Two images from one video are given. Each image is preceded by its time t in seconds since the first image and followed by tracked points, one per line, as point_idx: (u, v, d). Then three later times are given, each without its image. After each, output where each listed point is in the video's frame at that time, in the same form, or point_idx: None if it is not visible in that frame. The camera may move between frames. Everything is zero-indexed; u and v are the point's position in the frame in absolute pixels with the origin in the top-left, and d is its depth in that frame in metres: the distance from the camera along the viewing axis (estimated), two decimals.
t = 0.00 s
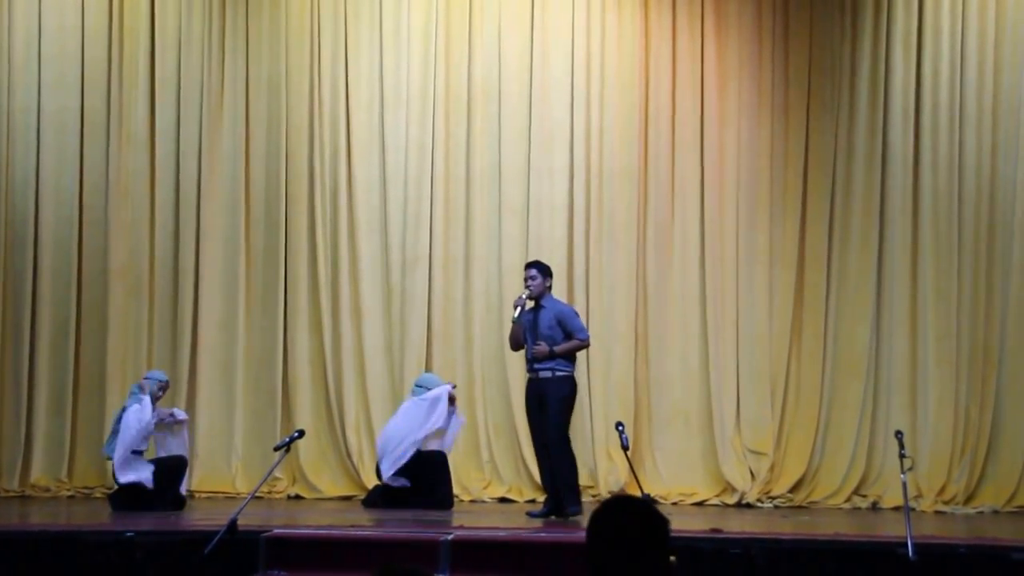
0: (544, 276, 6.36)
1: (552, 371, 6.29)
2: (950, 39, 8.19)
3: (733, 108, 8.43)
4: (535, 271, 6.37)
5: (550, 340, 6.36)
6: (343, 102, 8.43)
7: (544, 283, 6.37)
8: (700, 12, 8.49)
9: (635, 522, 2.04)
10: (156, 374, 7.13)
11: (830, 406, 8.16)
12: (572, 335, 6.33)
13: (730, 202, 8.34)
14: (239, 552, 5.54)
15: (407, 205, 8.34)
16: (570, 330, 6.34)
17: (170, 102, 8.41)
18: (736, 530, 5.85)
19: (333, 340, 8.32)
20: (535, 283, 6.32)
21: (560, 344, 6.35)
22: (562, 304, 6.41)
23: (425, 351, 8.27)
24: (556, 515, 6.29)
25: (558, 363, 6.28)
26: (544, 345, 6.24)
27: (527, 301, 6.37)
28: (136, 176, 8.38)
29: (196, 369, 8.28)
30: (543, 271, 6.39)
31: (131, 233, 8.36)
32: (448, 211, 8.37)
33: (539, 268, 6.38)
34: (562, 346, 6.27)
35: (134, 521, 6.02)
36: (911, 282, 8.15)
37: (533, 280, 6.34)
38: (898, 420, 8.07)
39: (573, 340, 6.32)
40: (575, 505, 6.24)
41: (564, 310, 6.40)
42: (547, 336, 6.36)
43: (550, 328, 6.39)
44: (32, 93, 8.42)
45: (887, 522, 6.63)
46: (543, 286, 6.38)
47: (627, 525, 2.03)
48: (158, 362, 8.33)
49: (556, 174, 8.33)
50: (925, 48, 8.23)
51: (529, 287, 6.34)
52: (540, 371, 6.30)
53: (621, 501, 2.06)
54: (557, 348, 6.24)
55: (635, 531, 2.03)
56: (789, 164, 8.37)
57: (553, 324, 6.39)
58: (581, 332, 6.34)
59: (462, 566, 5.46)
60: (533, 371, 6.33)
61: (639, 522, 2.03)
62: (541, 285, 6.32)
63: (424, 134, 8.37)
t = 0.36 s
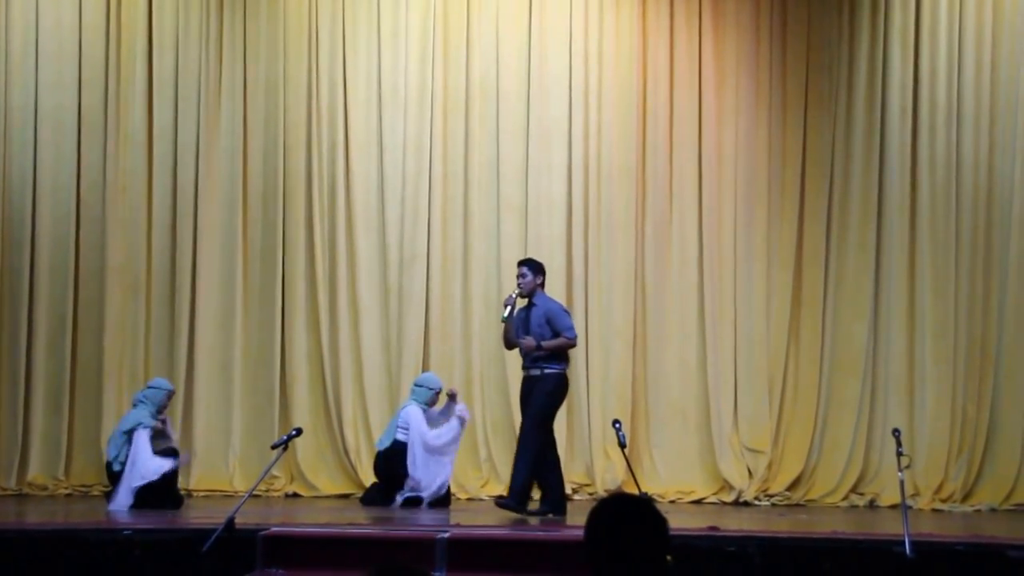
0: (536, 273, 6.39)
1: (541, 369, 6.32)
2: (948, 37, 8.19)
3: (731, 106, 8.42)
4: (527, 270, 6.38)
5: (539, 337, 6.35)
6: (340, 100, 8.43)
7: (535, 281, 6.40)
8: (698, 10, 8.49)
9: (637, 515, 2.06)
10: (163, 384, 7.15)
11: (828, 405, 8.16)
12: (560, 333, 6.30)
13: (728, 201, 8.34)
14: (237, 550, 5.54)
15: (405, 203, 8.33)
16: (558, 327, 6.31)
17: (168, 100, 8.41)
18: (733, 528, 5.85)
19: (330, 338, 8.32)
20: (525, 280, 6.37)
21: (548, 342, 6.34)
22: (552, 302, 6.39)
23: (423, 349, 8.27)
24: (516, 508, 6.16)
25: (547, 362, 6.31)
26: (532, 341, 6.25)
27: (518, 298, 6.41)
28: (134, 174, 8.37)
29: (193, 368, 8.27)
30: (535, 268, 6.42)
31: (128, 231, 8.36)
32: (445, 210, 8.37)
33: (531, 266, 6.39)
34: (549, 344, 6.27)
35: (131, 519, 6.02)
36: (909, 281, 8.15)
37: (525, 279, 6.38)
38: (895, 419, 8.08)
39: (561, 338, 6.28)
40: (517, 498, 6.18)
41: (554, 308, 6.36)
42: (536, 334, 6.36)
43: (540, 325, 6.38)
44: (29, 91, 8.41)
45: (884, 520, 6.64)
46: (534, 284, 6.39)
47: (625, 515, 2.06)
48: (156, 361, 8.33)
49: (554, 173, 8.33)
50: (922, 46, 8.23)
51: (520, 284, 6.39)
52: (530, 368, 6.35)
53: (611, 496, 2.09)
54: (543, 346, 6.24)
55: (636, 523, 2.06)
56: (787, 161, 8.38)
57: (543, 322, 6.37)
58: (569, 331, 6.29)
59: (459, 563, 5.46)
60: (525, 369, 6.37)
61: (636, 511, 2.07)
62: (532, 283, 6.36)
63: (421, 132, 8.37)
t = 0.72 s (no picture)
0: (522, 272, 6.37)
1: (520, 368, 6.32)
2: (945, 35, 8.20)
3: (728, 104, 8.42)
4: (512, 267, 6.38)
5: (517, 336, 6.35)
6: (337, 99, 8.43)
7: (521, 279, 6.38)
8: (695, 7, 8.49)
9: (630, 512, 2.17)
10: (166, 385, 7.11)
11: (825, 402, 8.18)
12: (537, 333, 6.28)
13: (725, 198, 8.34)
14: (235, 549, 5.55)
15: (402, 201, 8.33)
16: (536, 329, 6.29)
17: (165, 99, 8.41)
18: (731, 526, 5.86)
19: (328, 337, 8.32)
20: (510, 279, 6.36)
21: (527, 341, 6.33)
22: (533, 300, 6.36)
23: (420, 347, 8.27)
24: (508, 513, 6.36)
25: (528, 360, 6.31)
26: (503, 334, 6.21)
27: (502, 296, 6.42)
28: (131, 173, 8.37)
29: (191, 366, 8.27)
30: (524, 267, 6.40)
31: (126, 229, 8.36)
32: (443, 208, 8.37)
33: (518, 265, 6.38)
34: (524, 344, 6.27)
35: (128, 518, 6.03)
36: (906, 278, 8.16)
37: (510, 277, 6.38)
38: (893, 416, 8.09)
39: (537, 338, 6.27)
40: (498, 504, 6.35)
41: (534, 307, 6.34)
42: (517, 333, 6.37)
43: (521, 324, 6.38)
44: (26, 89, 8.41)
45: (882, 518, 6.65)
46: (520, 283, 6.38)
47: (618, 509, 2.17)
48: (154, 359, 8.33)
49: (551, 171, 8.33)
50: (919, 43, 8.24)
51: (506, 282, 6.40)
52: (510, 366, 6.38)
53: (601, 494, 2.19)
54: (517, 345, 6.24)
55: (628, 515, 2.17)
56: (784, 158, 8.39)
57: (524, 320, 6.37)
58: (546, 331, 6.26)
59: (457, 562, 5.47)
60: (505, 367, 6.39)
61: (629, 506, 2.17)
62: (518, 281, 6.35)
63: (419, 130, 8.36)
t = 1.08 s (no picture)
0: (506, 266, 6.40)
1: (501, 366, 6.29)
2: (941, 32, 8.21)
3: (725, 101, 8.42)
4: (495, 262, 6.40)
5: (499, 332, 6.32)
6: (335, 95, 8.43)
7: (505, 273, 6.40)
8: (693, 5, 8.48)
9: (628, 508, 2.19)
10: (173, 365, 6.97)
11: (823, 399, 8.19)
12: (518, 329, 6.24)
13: (722, 195, 8.34)
14: (234, 547, 5.56)
15: (399, 199, 8.33)
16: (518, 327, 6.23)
17: (163, 96, 8.40)
18: (728, 522, 5.87)
19: (326, 334, 8.33)
20: (493, 272, 6.38)
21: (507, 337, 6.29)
22: (514, 296, 6.33)
23: (418, 344, 8.27)
24: (508, 510, 6.38)
25: (508, 357, 6.29)
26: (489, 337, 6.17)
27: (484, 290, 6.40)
28: (129, 171, 8.37)
29: (189, 364, 8.27)
30: (507, 261, 6.42)
31: (124, 227, 8.36)
32: (440, 206, 8.37)
33: (501, 260, 6.41)
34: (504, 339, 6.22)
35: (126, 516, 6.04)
36: (903, 275, 8.18)
37: (494, 270, 6.40)
38: (890, 413, 8.09)
39: (518, 334, 6.23)
40: (495, 501, 6.40)
41: (515, 302, 6.31)
42: (499, 328, 6.33)
43: (503, 320, 6.33)
44: (24, 87, 8.41)
45: (880, 514, 6.66)
46: (504, 276, 6.40)
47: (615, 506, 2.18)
48: (152, 357, 8.33)
49: (548, 168, 8.33)
50: (916, 39, 8.25)
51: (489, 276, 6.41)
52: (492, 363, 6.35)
53: (595, 492, 2.20)
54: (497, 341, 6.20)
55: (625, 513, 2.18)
56: (782, 155, 8.39)
57: (505, 316, 6.33)
58: (527, 327, 6.23)
59: (456, 560, 5.48)
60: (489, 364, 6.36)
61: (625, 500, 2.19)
62: (501, 275, 6.37)
63: (416, 128, 8.36)
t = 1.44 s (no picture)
0: (497, 264, 6.39)
1: (492, 363, 6.30)
2: (939, 29, 8.23)
3: (723, 98, 8.43)
4: (488, 261, 6.39)
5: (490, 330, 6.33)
6: (333, 93, 8.43)
7: (497, 271, 6.40)
8: (691, 3, 8.49)
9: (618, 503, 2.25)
10: (142, 312, 6.85)
11: (822, 395, 8.20)
12: (510, 328, 6.27)
13: (721, 192, 8.34)
14: (234, 545, 5.57)
15: (398, 198, 8.34)
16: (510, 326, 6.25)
17: (161, 94, 8.41)
18: (728, 519, 5.88)
19: (325, 332, 8.33)
20: (485, 270, 6.37)
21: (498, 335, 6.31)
22: (507, 293, 6.34)
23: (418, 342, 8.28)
24: (508, 508, 6.40)
25: (498, 355, 6.30)
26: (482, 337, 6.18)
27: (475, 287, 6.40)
28: (128, 169, 8.37)
29: (188, 362, 8.28)
30: (499, 259, 6.41)
31: (123, 225, 8.36)
32: (439, 204, 8.37)
33: (492, 258, 6.39)
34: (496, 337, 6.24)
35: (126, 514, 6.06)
36: (901, 271, 8.19)
37: (486, 268, 6.40)
38: (889, 409, 8.10)
39: (510, 333, 6.25)
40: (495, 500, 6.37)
41: (507, 299, 6.33)
42: (490, 326, 6.34)
43: (495, 318, 6.34)
44: (23, 86, 8.41)
45: (879, 510, 6.67)
46: (495, 274, 6.39)
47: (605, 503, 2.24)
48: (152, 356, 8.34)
49: (547, 167, 8.34)
50: (914, 36, 8.26)
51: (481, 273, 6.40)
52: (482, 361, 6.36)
53: (585, 491, 2.25)
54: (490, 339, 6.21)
55: (616, 510, 2.23)
56: (780, 152, 8.40)
57: (496, 314, 6.35)
58: (519, 326, 6.26)
59: (455, 557, 5.49)
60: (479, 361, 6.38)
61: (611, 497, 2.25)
62: (493, 273, 6.36)
63: (415, 126, 8.36)
